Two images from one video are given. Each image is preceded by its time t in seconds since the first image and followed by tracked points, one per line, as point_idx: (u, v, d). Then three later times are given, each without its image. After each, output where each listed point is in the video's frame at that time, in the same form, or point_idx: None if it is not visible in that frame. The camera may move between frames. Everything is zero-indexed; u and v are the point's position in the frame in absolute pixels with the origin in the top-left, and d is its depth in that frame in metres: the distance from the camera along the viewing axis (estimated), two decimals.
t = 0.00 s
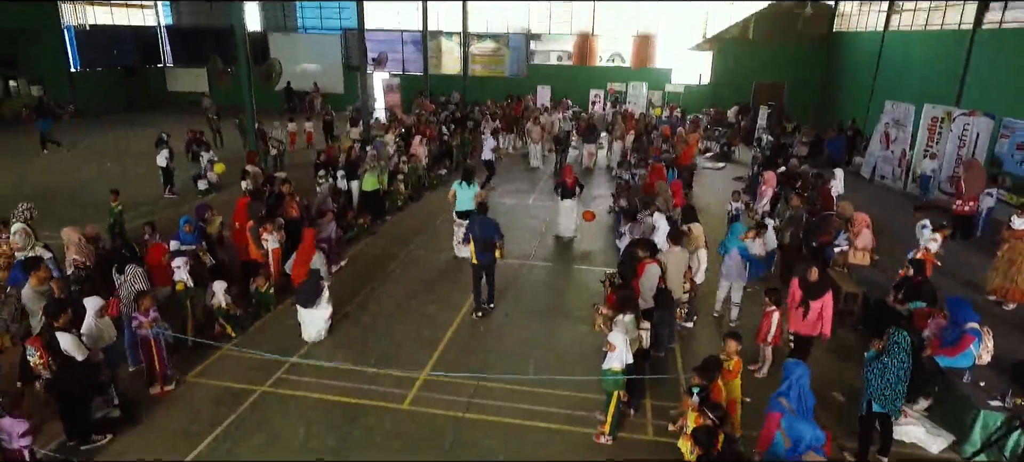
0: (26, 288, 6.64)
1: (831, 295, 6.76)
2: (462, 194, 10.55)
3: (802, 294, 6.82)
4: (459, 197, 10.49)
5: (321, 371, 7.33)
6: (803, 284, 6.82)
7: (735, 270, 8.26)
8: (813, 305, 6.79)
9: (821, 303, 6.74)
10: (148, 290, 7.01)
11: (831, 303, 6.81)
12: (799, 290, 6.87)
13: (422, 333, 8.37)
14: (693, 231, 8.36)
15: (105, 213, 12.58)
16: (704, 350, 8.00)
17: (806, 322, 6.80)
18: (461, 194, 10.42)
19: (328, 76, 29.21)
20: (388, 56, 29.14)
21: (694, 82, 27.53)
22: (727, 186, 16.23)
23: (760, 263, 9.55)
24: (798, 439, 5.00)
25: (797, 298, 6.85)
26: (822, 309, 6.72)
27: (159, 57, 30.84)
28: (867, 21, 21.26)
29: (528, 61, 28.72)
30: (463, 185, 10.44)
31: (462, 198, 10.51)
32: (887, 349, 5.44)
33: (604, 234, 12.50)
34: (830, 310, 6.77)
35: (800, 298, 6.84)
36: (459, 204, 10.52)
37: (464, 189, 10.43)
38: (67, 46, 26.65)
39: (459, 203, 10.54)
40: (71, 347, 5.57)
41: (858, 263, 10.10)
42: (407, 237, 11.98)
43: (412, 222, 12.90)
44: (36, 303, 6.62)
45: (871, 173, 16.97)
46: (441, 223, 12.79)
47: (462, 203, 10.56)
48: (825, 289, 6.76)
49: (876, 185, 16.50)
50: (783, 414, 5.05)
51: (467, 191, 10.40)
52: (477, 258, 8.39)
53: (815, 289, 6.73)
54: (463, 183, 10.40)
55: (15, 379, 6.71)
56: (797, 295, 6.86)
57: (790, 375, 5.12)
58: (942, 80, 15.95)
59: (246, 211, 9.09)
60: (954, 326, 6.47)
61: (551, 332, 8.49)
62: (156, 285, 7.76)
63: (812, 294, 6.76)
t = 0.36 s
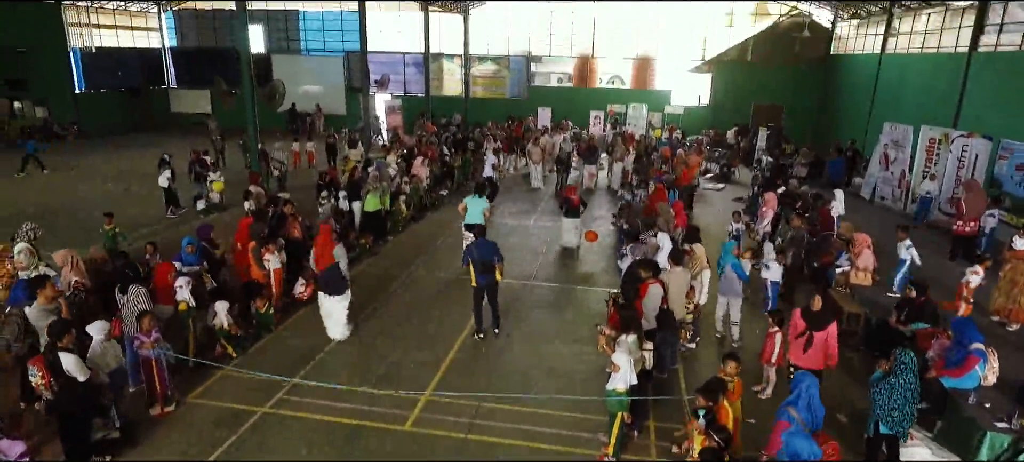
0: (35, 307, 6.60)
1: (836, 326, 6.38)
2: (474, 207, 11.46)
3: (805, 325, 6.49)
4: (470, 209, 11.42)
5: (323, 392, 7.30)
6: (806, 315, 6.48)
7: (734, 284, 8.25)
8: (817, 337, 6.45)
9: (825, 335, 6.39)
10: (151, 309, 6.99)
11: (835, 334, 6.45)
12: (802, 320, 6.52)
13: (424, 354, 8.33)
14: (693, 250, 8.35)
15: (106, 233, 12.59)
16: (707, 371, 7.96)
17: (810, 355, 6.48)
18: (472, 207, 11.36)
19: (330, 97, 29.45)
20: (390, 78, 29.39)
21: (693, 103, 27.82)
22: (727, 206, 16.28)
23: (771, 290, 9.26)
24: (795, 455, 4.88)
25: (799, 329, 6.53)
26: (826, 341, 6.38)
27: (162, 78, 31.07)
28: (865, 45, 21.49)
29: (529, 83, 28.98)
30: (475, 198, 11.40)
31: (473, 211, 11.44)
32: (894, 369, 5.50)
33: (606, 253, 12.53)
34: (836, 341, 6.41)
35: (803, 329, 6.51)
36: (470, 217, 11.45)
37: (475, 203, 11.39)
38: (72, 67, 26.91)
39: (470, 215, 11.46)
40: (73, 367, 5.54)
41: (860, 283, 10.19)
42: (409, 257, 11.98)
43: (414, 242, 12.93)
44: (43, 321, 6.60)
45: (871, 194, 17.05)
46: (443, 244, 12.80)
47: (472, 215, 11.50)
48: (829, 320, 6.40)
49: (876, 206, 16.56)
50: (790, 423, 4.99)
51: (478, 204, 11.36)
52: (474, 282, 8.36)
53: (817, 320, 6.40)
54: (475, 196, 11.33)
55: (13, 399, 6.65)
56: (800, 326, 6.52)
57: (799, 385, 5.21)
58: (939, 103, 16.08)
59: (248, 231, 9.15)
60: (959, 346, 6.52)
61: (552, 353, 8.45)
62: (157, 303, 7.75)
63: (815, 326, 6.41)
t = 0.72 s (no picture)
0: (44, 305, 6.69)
1: (845, 344, 6.42)
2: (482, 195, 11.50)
3: (814, 343, 6.50)
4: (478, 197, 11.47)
5: (326, 392, 7.31)
6: (816, 332, 6.47)
7: (734, 281, 8.31)
8: (826, 353, 6.47)
9: (835, 351, 6.42)
10: (156, 309, 7.02)
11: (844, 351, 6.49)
12: (810, 338, 6.54)
13: (428, 354, 8.35)
14: (697, 250, 8.35)
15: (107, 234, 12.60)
16: (710, 371, 7.98)
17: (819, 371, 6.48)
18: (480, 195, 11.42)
19: (331, 97, 29.47)
20: (391, 78, 29.44)
21: (693, 104, 27.91)
22: (728, 207, 16.32)
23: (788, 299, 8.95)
24: (798, 455, 4.80)
25: (808, 347, 6.54)
26: (836, 358, 6.41)
27: (164, 78, 31.00)
28: (865, 45, 21.53)
29: (529, 84, 29.01)
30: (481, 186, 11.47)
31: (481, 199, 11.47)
32: (898, 368, 5.56)
33: (607, 253, 12.57)
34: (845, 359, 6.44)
35: (813, 347, 6.51)
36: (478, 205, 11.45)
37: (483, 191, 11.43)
38: (73, 68, 26.92)
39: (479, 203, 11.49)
40: (79, 367, 5.57)
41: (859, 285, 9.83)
42: (411, 257, 12.02)
43: (416, 242, 12.96)
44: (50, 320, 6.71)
45: (872, 194, 17.08)
46: (444, 244, 12.84)
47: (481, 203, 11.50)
48: (838, 337, 6.39)
49: (877, 206, 16.59)
50: (793, 423, 5.01)
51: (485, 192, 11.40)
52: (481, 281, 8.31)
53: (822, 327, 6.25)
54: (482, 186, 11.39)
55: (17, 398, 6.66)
56: (808, 344, 6.54)
57: (799, 387, 5.26)
58: (939, 103, 16.13)
59: (251, 232, 9.13)
60: (960, 347, 6.56)
61: (554, 353, 8.46)
62: (161, 303, 7.73)
63: (825, 343, 6.43)
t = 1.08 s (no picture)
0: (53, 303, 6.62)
1: (857, 357, 6.09)
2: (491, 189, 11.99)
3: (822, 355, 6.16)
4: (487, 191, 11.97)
5: (330, 392, 7.33)
6: (825, 344, 6.12)
7: (737, 280, 8.46)
8: (837, 367, 6.14)
9: (846, 365, 6.10)
10: (162, 310, 7.04)
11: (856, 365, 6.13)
12: (820, 349, 6.24)
13: (431, 354, 8.37)
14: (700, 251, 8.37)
15: (110, 234, 12.62)
16: (712, 371, 8.01)
17: (829, 386, 6.16)
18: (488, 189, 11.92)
19: (331, 97, 29.51)
20: (392, 79, 29.48)
21: (693, 104, 27.83)
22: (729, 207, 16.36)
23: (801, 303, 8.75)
24: (804, 456, 4.79)
25: (817, 358, 6.24)
26: (847, 372, 6.08)
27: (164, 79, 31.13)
28: (865, 46, 21.57)
29: (530, 84, 29.07)
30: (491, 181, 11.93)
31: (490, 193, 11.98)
32: (902, 368, 5.60)
33: (609, 253, 12.61)
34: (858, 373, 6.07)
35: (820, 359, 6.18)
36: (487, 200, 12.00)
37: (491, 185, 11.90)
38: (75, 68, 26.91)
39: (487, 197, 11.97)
40: (85, 367, 5.58)
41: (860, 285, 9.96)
42: (413, 258, 12.05)
43: (418, 242, 13.00)
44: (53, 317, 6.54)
45: (873, 195, 17.12)
46: (446, 244, 12.87)
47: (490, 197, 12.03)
48: (849, 349, 6.10)
49: (878, 206, 16.64)
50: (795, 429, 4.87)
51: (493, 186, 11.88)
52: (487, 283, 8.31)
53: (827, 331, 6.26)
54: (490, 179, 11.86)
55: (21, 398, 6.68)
56: (818, 354, 6.24)
57: (798, 395, 5.28)
58: (940, 104, 16.18)
59: (253, 232, 9.11)
60: (961, 347, 6.68)
61: (557, 354, 8.49)
62: (166, 303, 7.74)
63: (835, 355, 6.09)
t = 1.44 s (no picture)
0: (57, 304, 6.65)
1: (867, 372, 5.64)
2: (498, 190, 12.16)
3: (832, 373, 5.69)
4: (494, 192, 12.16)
5: (335, 392, 7.36)
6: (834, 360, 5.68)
7: (743, 276, 8.53)
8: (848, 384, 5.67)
9: (857, 382, 5.63)
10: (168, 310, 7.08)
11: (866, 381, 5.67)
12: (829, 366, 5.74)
13: (435, 354, 8.40)
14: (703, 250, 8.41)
15: (114, 234, 12.66)
16: (715, 371, 8.04)
17: (841, 406, 5.71)
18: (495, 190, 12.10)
19: (333, 98, 29.55)
20: (394, 79, 29.50)
21: (694, 104, 27.93)
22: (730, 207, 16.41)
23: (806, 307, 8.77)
24: (811, 456, 4.83)
25: (826, 377, 5.74)
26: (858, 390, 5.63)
27: (166, 79, 31.22)
28: (866, 47, 21.60)
29: (531, 84, 29.12)
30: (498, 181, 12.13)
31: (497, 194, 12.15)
32: (906, 367, 5.64)
33: (611, 253, 12.65)
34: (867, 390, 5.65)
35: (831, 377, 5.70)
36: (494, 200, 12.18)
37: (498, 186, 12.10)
38: (76, 69, 26.94)
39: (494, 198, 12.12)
40: (93, 366, 5.62)
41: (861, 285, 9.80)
42: (417, 258, 12.09)
43: (421, 242, 13.04)
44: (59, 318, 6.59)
45: (874, 196, 17.16)
46: (449, 244, 12.90)
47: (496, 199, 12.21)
48: (858, 363, 5.67)
49: (879, 206, 16.68)
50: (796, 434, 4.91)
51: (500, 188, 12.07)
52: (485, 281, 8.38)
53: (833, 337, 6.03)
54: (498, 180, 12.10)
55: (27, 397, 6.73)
56: (827, 373, 5.73)
57: (794, 403, 5.30)
58: (941, 105, 16.22)
59: (259, 232, 9.10)
60: (964, 347, 6.40)
61: (561, 354, 8.52)
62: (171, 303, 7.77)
63: (844, 372, 5.66)
